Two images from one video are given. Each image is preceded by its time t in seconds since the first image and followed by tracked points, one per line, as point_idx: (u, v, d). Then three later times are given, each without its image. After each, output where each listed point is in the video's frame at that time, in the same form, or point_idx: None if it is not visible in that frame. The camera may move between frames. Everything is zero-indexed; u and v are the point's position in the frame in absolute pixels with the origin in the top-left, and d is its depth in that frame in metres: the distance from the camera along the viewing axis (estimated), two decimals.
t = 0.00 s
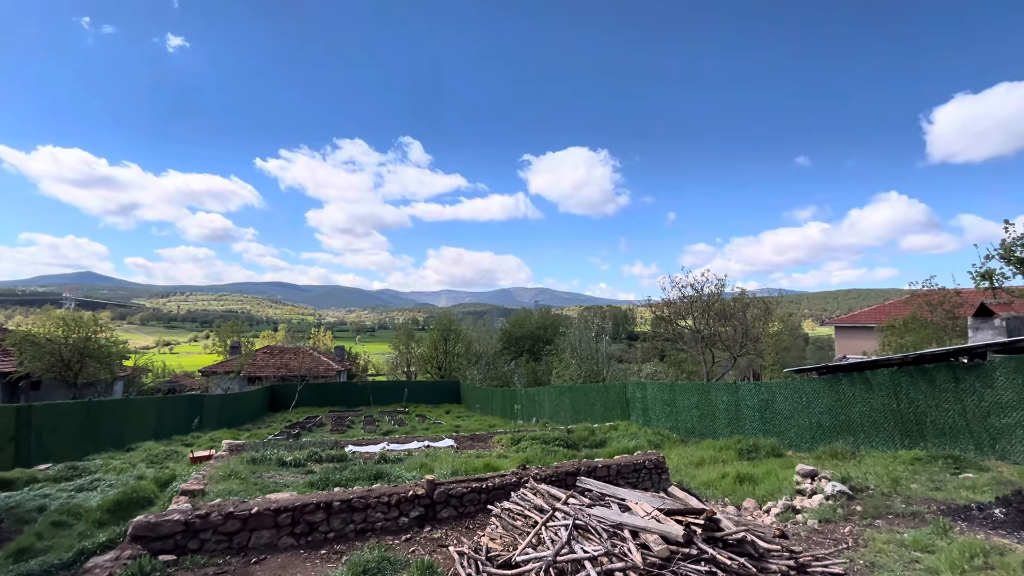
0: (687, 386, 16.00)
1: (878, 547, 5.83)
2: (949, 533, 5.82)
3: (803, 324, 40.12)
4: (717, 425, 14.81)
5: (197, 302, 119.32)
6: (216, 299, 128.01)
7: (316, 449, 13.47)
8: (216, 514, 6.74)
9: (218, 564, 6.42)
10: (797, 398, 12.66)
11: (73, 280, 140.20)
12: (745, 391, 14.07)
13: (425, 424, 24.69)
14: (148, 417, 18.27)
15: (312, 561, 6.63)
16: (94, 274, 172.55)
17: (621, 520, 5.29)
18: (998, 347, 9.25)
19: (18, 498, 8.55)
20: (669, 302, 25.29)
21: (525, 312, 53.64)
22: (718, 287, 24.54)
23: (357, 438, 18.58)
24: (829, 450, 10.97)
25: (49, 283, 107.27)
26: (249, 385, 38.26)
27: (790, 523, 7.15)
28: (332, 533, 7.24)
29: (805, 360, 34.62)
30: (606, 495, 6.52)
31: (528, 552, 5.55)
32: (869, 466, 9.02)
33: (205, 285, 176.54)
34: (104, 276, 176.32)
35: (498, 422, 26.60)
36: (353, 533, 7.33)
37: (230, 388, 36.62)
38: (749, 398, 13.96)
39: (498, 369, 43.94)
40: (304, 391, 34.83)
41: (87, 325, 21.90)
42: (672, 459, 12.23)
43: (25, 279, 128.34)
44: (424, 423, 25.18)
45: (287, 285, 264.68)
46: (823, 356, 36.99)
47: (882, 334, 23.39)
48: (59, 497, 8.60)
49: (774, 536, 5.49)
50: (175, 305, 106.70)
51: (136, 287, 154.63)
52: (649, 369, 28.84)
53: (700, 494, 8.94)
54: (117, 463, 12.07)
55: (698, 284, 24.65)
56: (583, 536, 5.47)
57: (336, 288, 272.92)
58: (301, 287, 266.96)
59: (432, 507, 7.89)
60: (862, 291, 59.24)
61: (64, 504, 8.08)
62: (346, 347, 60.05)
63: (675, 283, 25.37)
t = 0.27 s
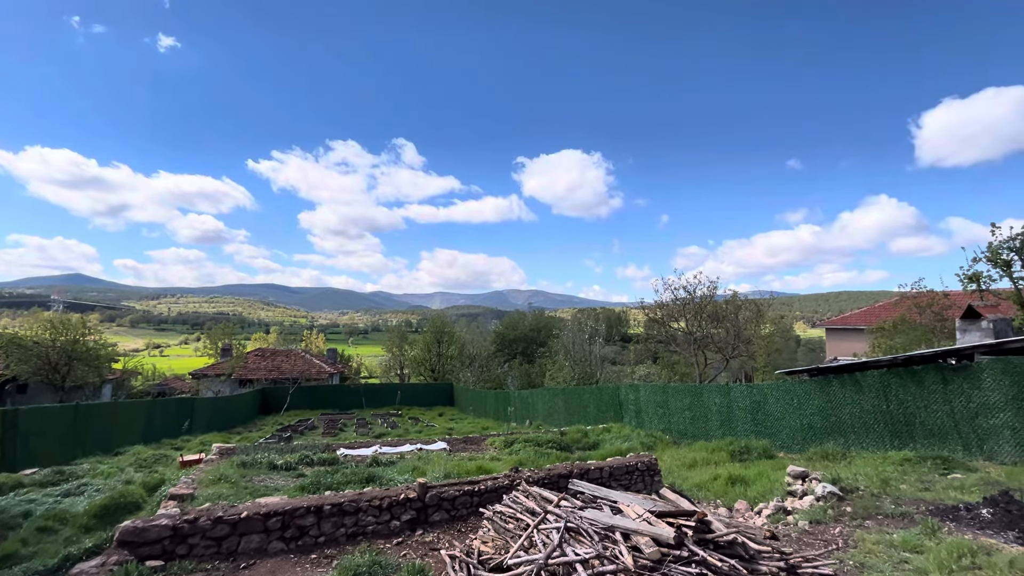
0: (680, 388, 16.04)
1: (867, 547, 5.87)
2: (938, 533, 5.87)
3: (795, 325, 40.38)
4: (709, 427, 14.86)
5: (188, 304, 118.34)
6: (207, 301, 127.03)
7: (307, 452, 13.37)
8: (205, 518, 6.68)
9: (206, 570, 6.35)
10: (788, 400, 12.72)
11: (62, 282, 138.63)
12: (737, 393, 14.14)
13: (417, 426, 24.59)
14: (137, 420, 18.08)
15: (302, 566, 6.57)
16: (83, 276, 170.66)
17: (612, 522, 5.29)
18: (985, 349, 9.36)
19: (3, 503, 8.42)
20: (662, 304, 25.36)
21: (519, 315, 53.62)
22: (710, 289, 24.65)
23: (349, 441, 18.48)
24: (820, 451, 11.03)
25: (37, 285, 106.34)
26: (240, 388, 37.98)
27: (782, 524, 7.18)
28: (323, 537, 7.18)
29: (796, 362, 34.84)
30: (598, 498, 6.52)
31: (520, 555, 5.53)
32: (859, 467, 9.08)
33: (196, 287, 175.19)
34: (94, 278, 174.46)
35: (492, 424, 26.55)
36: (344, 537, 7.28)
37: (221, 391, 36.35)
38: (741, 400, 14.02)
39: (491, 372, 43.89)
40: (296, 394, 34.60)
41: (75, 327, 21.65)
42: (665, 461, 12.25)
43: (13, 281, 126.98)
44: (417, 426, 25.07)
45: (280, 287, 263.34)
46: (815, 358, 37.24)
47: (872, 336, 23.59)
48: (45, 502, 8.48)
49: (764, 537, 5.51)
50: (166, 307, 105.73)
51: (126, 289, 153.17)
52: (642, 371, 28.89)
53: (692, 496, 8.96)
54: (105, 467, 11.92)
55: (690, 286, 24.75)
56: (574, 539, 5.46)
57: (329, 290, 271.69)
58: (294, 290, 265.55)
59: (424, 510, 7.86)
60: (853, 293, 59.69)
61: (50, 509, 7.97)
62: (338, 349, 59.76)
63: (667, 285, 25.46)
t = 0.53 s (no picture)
0: (674, 390, 16.07)
1: (858, 549, 5.89)
2: (928, 534, 5.90)
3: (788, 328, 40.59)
4: (703, 429, 14.89)
5: (181, 306, 117.60)
6: (200, 304, 126.25)
7: (300, 455, 13.29)
8: (194, 523, 6.62)
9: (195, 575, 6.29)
10: (781, 402, 12.77)
11: (53, 284, 137.37)
12: (730, 395, 14.18)
13: (411, 429, 24.51)
14: (127, 424, 17.93)
15: (292, 571, 6.52)
16: (74, 278, 169.21)
17: (604, 526, 5.28)
18: (974, 351, 9.45)
19: None
20: (656, 306, 25.43)
21: (513, 317, 53.60)
22: (704, 291, 24.74)
23: (342, 444, 18.39)
24: (812, 453, 11.08)
25: (28, 287, 105.41)
26: (233, 391, 37.73)
27: (774, 526, 7.19)
28: (314, 542, 7.13)
29: (790, 364, 35.02)
30: (590, 501, 6.51)
31: (512, 559, 5.52)
32: (851, 469, 9.12)
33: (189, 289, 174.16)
34: (85, 280, 173.03)
35: (486, 427, 26.52)
36: (335, 542, 7.23)
37: (213, 394, 36.13)
38: (734, 402, 14.06)
39: (486, 374, 43.84)
40: (289, 397, 34.39)
41: (65, 330, 21.46)
42: (658, 463, 12.26)
43: (3, 283, 125.80)
44: (411, 428, 24.99)
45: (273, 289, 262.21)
46: (807, 360, 37.43)
47: (864, 338, 23.75)
48: (32, 508, 8.38)
49: (756, 540, 5.52)
50: (158, 309, 105.04)
51: (118, 291, 152.01)
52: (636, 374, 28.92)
53: (685, 498, 8.97)
54: (94, 472, 11.80)
55: (684, 288, 24.83)
56: (566, 542, 5.45)
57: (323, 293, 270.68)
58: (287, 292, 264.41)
59: (416, 514, 7.82)
60: (845, 296, 60.08)
61: (37, 514, 7.87)
62: (332, 352, 59.56)
63: (661, 288, 25.53)
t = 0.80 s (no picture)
0: (673, 391, 16.06)
1: (857, 551, 5.88)
2: (927, 536, 5.88)
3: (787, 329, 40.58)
4: (702, 430, 14.87)
5: (180, 308, 117.57)
6: (199, 305, 126.17)
7: (298, 458, 13.26)
8: (191, 526, 6.59)
9: None
10: (780, 403, 12.76)
11: (52, 285, 137.39)
12: (729, 396, 14.17)
13: (411, 431, 24.48)
14: (126, 426, 17.90)
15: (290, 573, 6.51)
16: (73, 279, 169.04)
17: (602, 528, 5.26)
18: (974, 352, 9.44)
19: None
20: (655, 307, 25.42)
21: (513, 318, 53.57)
22: (703, 292, 24.74)
23: (342, 446, 18.37)
24: (812, 454, 11.07)
25: (27, 289, 105.43)
26: (232, 393, 37.70)
27: (773, 528, 7.18)
28: (312, 544, 7.12)
29: (789, 365, 35.02)
30: (589, 503, 6.49)
31: (510, 562, 5.50)
32: (850, 471, 9.10)
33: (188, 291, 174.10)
34: (84, 282, 172.91)
35: (486, 428, 26.48)
36: (333, 544, 7.21)
37: (212, 396, 36.10)
38: (733, 403, 14.04)
39: (485, 375, 43.79)
40: (288, 398, 34.35)
41: (64, 331, 21.42)
42: (658, 465, 12.25)
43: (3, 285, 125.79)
44: (411, 430, 24.95)
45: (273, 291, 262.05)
46: (807, 362, 37.43)
47: (863, 339, 23.76)
48: (30, 510, 8.35)
49: (754, 542, 5.50)
50: (157, 311, 104.99)
51: (117, 293, 151.95)
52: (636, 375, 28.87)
53: (684, 500, 8.95)
54: (92, 474, 11.77)
55: (683, 290, 24.82)
56: (564, 545, 5.43)
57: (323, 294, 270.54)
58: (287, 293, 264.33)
59: (414, 516, 7.80)
60: (845, 297, 60.04)
61: (35, 517, 7.85)
62: (332, 353, 59.52)
63: (661, 289, 25.53)
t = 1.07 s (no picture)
0: (678, 392, 16.02)
1: (865, 553, 5.84)
2: (936, 538, 5.84)
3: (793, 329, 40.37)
4: (708, 431, 14.81)
5: (187, 309, 118.30)
6: (205, 307, 126.91)
7: (303, 458, 13.30)
8: (198, 527, 6.62)
9: None
10: (786, 404, 12.70)
11: (60, 287, 138.54)
12: (735, 397, 14.11)
13: (415, 431, 24.53)
14: (133, 427, 18.00)
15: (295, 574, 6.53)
16: (80, 281, 170.24)
17: (607, 529, 5.25)
18: (982, 352, 9.38)
19: None
20: (660, 308, 25.36)
21: (517, 319, 53.54)
22: (708, 293, 24.66)
23: (347, 447, 18.42)
24: (818, 455, 11.01)
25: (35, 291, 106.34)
26: (238, 394, 37.88)
27: (779, 530, 7.14)
28: (317, 545, 7.14)
29: (795, 365, 34.86)
30: (593, 504, 6.48)
31: (514, 563, 5.50)
32: (858, 472, 9.05)
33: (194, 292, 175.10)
34: (92, 284, 174.16)
35: (490, 429, 26.49)
36: (338, 545, 7.23)
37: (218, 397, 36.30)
38: (739, 404, 13.99)
39: (490, 376, 43.79)
40: (294, 399, 34.48)
41: (73, 333, 21.58)
42: (663, 466, 12.21)
43: (12, 287, 126.95)
44: (415, 431, 25.00)
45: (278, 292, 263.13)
46: (813, 362, 37.23)
47: (870, 340, 23.60)
48: (39, 510, 8.42)
49: (760, 543, 5.48)
50: (163, 312, 105.64)
51: (124, 294, 153.03)
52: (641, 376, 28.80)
53: (689, 501, 8.92)
54: (100, 475, 11.85)
55: (688, 290, 24.75)
56: (569, 546, 5.42)
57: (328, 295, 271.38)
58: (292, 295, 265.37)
59: (419, 517, 7.80)
60: (851, 297, 59.69)
61: (44, 517, 7.91)
62: (337, 354, 59.73)
63: (665, 289, 25.47)
